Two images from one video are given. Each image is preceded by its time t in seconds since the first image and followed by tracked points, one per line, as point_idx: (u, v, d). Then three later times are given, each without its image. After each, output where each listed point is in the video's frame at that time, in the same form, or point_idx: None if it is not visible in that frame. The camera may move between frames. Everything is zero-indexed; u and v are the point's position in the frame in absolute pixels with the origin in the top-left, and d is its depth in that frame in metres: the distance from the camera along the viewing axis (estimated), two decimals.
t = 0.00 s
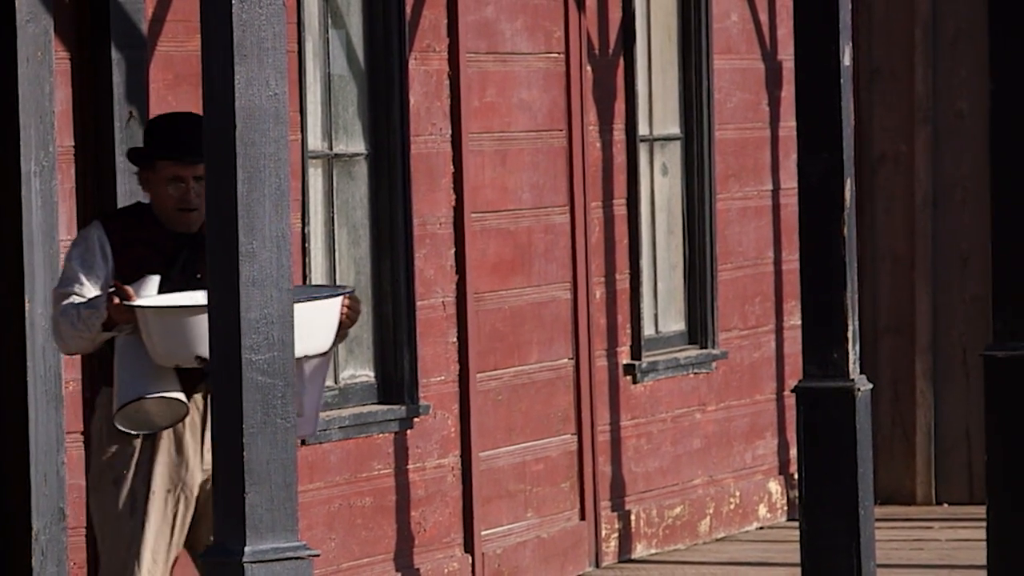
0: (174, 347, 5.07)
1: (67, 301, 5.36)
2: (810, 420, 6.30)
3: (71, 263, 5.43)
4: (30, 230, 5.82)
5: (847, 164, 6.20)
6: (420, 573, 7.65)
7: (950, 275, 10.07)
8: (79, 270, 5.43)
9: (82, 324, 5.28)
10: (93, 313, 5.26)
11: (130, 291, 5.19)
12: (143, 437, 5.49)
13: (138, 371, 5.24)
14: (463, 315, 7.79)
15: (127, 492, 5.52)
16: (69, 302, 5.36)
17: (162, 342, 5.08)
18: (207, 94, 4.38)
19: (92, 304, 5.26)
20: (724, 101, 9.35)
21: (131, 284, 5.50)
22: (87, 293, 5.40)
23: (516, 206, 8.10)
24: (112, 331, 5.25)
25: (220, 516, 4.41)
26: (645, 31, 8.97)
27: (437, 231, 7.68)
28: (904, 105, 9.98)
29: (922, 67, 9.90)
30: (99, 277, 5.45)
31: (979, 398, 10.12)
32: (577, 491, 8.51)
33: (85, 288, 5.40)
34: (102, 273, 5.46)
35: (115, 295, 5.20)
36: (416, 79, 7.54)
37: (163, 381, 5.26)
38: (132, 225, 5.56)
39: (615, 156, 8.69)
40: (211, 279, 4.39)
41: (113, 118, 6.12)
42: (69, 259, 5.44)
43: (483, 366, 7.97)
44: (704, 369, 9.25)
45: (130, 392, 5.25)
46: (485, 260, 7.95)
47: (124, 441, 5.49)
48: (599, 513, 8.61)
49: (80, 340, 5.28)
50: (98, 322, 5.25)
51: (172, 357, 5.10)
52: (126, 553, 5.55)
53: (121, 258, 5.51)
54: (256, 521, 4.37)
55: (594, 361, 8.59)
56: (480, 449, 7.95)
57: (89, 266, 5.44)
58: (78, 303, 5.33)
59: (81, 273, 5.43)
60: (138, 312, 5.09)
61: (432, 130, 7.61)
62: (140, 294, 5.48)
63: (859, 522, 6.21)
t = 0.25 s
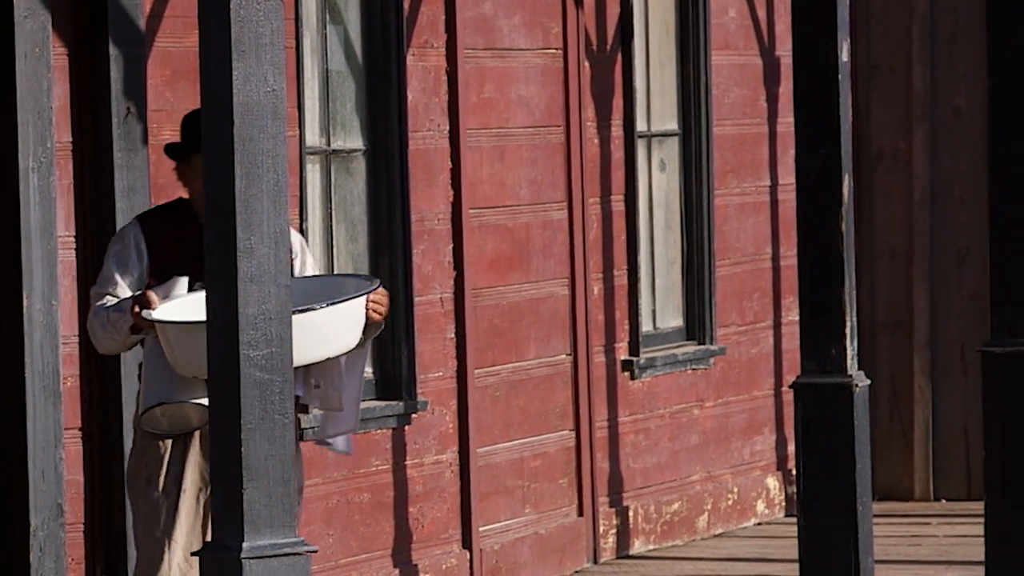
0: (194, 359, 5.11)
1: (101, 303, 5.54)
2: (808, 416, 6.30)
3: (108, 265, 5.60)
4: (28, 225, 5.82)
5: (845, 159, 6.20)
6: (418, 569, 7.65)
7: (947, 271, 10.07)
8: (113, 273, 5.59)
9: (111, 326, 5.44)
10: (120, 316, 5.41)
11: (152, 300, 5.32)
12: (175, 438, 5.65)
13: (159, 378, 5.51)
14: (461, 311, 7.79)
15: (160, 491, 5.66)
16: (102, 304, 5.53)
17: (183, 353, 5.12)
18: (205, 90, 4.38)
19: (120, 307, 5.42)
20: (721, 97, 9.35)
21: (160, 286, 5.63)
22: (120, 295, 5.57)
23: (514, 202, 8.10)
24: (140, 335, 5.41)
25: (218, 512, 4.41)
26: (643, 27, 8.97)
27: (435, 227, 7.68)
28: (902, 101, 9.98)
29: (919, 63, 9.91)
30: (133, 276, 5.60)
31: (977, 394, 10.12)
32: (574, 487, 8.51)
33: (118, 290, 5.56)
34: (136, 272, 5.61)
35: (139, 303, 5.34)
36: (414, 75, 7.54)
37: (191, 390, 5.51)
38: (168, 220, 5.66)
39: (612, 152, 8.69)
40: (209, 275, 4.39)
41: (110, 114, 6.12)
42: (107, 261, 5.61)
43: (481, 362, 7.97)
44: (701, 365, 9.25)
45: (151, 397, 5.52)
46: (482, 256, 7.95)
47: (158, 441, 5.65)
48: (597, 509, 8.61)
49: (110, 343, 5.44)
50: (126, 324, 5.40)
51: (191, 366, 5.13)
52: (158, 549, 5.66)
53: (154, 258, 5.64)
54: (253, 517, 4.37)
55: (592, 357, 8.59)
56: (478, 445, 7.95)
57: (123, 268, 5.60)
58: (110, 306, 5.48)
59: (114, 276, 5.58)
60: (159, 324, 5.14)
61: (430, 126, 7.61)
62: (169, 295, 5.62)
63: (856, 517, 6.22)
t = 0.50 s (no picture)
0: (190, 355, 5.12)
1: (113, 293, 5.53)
2: (807, 412, 6.30)
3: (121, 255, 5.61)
4: (27, 222, 5.82)
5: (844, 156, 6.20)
6: (417, 565, 7.65)
7: (947, 267, 10.06)
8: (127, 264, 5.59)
9: (119, 316, 5.43)
10: (127, 306, 5.40)
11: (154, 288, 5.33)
12: (183, 428, 5.65)
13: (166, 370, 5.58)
14: (460, 307, 7.79)
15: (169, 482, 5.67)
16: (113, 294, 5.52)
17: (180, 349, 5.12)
18: (204, 87, 4.37)
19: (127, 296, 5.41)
20: (721, 94, 9.35)
21: (168, 278, 5.62)
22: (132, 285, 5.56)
23: (513, 198, 8.10)
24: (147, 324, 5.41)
25: (217, 509, 4.41)
26: (642, 23, 8.97)
27: (434, 223, 7.68)
28: (901, 98, 9.97)
29: (919, 59, 9.91)
30: (147, 266, 5.60)
31: (976, 390, 10.12)
32: (574, 483, 8.51)
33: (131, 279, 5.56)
34: (151, 262, 5.61)
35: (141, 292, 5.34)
36: (414, 71, 7.54)
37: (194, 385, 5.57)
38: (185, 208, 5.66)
39: (611, 149, 8.69)
40: (208, 271, 4.39)
41: (110, 110, 6.12)
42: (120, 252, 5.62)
43: (480, 358, 7.97)
44: (701, 361, 9.25)
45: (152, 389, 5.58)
46: (482, 252, 7.95)
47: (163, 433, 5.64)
48: (596, 505, 8.61)
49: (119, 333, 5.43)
50: (132, 315, 5.39)
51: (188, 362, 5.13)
52: (164, 540, 5.68)
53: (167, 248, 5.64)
54: (253, 514, 4.37)
55: (591, 353, 8.59)
56: (477, 441, 7.95)
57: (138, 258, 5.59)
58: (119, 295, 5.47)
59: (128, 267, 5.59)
60: (156, 316, 5.15)
61: (430, 122, 7.60)
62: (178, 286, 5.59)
63: (856, 514, 6.22)
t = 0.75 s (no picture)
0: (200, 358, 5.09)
1: (114, 285, 5.52)
2: (807, 408, 6.29)
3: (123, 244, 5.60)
4: (27, 218, 5.81)
5: (844, 152, 6.20)
6: (416, 561, 7.65)
7: (946, 263, 10.07)
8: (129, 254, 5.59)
9: (123, 310, 5.41)
10: (133, 301, 5.38)
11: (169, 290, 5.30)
12: (184, 427, 5.70)
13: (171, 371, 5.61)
14: (460, 303, 7.79)
15: (168, 482, 5.70)
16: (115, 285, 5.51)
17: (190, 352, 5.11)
18: (204, 83, 4.37)
19: (133, 292, 5.40)
20: (721, 89, 9.35)
21: (175, 275, 5.61)
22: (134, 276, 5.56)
23: (513, 194, 8.10)
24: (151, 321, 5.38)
25: (218, 504, 4.41)
26: (642, 19, 8.97)
27: (434, 220, 7.68)
28: (900, 93, 9.97)
29: (918, 54, 9.90)
30: (149, 257, 5.61)
31: (976, 386, 10.12)
32: (573, 479, 8.51)
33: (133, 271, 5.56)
34: (153, 255, 5.62)
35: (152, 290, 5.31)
36: (413, 67, 7.54)
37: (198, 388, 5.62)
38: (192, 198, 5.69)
39: (611, 145, 8.69)
40: (208, 268, 4.39)
41: (110, 106, 6.12)
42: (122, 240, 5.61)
43: (480, 354, 7.97)
44: (700, 357, 9.25)
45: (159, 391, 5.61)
46: (481, 248, 7.94)
47: (165, 432, 5.69)
48: (595, 501, 8.61)
49: (120, 327, 5.41)
50: (137, 311, 5.37)
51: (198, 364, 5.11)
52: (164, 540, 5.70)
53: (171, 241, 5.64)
54: (252, 510, 4.37)
55: (591, 349, 8.59)
56: (476, 437, 7.95)
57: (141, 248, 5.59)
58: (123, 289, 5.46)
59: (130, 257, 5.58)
60: (172, 320, 5.12)
61: (430, 118, 7.60)
62: (185, 284, 5.58)
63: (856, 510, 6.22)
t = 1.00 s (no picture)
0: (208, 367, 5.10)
1: (103, 286, 5.50)
2: (807, 404, 6.28)
3: (109, 243, 5.57)
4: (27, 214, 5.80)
5: (843, 149, 6.20)
6: (416, 558, 7.64)
7: (946, 260, 10.07)
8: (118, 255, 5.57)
9: (115, 312, 5.39)
10: (126, 304, 5.36)
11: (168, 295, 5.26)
12: (180, 429, 5.70)
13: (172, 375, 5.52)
14: (459, 300, 7.79)
15: (168, 483, 5.70)
16: (103, 288, 5.49)
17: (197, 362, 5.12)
18: (203, 79, 4.37)
19: (126, 296, 5.36)
20: (721, 86, 9.35)
21: (167, 279, 5.60)
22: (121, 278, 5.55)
23: (513, 191, 8.09)
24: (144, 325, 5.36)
25: (218, 501, 4.41)
26: (642, 16, 8.97)
27: (434, 216, 7.67)
28: (900, 90, 9.97)
29: (918, 51, 9.90)
30: (136, 258, 5.60)
31: (976, 383, 10.13)
32: (573, 476, 8.51)
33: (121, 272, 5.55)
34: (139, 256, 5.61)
35: (152, 294, 5.26)
36: (413, 64, 7.53)
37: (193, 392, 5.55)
38: (180, 195, 5.69)
39: (611, 141, 8.69)
40: (208, 265, 4.39)
41: (110, 103, 6.12)
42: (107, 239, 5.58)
43: (479, 351, 7.97)
44: (700, 354, 9.26)
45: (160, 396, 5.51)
46: (482, 245, 7.94)
47: (160, 434, 5.67)
48: (595, 498, 8.61)
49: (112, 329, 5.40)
50: (130, 314, 5.35)
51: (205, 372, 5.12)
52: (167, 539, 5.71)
53: (158, 241, 5.65)
54: (252, 507, 4.37)
55: (591, 346, 8.59)
56: (476, 433, 7.95)
57: (129, 249, 5.59)
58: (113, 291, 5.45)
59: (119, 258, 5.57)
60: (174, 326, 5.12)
61: (430, 115, 7.60)
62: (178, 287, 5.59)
63: (856, 506, 6.22)
